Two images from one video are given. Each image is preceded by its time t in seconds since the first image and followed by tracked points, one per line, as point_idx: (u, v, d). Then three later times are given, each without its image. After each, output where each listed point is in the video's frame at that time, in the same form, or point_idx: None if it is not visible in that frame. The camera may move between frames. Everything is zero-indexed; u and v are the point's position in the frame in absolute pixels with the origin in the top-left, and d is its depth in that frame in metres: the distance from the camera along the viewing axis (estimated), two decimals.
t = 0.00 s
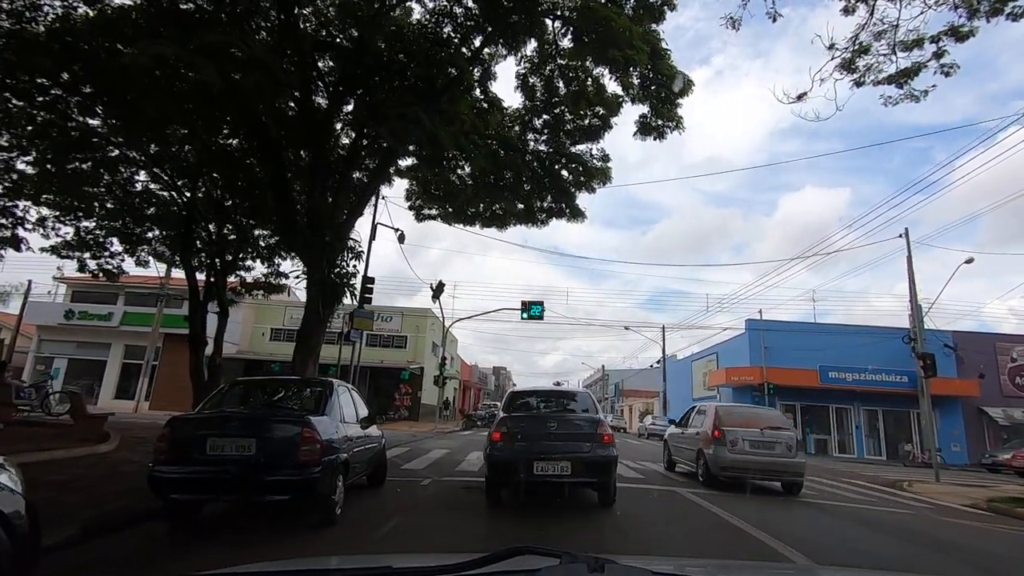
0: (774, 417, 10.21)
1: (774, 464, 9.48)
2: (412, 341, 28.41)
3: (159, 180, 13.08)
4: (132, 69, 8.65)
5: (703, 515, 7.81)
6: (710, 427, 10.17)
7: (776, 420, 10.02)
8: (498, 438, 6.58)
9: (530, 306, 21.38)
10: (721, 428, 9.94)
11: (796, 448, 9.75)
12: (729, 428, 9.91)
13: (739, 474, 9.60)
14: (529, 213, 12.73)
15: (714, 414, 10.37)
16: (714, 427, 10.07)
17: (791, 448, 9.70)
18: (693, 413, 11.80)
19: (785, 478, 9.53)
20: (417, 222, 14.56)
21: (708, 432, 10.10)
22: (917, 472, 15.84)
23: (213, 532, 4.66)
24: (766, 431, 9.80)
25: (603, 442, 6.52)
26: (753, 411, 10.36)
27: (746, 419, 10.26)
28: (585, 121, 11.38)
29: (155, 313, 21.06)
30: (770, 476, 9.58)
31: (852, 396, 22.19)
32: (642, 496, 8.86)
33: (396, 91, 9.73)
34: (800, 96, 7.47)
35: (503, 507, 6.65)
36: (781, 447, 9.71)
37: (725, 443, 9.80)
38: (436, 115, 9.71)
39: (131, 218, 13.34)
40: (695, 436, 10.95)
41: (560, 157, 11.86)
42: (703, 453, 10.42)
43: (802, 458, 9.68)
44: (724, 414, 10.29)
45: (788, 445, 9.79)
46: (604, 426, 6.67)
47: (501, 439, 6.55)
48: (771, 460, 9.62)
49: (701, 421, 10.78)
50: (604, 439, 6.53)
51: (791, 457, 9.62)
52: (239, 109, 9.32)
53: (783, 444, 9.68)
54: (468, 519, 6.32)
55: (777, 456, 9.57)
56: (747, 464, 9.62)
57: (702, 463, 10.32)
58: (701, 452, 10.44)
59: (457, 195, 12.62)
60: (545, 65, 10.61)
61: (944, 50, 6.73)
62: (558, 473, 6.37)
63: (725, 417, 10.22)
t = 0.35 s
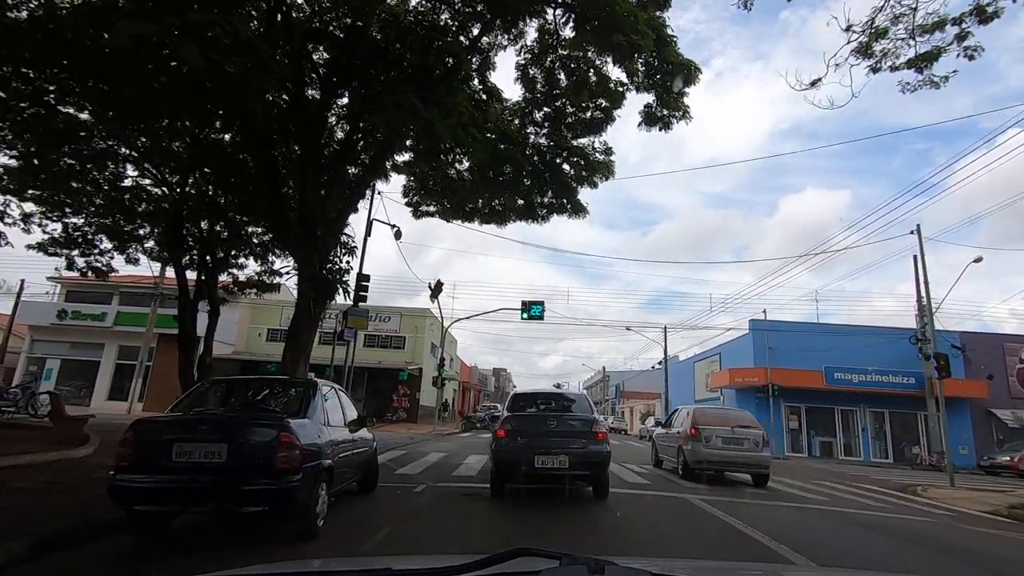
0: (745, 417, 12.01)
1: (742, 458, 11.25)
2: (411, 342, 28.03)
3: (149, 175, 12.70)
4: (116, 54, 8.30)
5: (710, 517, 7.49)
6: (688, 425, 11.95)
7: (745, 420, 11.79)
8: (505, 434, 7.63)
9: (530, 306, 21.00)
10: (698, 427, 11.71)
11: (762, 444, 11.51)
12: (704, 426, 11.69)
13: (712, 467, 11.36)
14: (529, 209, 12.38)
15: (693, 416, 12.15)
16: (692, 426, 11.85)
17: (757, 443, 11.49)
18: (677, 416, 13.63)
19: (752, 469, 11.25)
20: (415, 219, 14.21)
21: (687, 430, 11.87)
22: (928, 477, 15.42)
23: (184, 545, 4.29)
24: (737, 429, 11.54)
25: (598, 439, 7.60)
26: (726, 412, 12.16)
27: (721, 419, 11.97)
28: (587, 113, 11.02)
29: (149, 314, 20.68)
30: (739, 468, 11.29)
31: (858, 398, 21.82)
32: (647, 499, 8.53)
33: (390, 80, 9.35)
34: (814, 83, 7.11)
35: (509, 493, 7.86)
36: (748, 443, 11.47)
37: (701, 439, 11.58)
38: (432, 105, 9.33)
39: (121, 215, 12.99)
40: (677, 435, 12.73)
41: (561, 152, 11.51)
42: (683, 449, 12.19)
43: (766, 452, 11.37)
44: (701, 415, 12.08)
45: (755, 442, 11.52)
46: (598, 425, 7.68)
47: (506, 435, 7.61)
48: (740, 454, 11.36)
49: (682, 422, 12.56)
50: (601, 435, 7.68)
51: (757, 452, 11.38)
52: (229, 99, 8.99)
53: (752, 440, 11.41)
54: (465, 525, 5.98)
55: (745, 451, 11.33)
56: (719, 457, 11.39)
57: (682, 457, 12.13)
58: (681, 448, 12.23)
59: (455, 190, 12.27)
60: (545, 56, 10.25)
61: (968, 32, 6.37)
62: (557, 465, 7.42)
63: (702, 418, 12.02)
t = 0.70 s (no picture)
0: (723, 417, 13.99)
1: (719, 453, 13.20)
2: (408, 342, 27.55)
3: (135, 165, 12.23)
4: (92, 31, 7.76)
5: (723, 522, 7.03)
6: (673, 425, 13.79)
7: (722, 420, 13.75)
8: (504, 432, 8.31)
9: (530, 304, 20.47)
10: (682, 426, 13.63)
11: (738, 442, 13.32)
12: (687, 426, 13.58)
13: (695, 462, 13.24)
14: (528, 201, 11.91)
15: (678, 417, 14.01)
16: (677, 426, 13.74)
17: (735, 441, 13.37)
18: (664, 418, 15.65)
19: (729, 464, 13.16)
20: (411, 214, 13.75)
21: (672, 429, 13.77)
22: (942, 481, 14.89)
23: (135, 565, 3.83)
24: (715, 428, 13.44)
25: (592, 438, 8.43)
26: (708, 415, 13.99)
27: (703, 419, 13.81)
28: (589, 100, 10.52)
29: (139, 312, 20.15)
30: (718, 461, 13.23)
31: (866, 398, 21.33)
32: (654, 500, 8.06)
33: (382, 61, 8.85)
34: (834, 59, 6.61)
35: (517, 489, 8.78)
36: (726, 440, 13.40)
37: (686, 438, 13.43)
38: (425, 89, 8.80)
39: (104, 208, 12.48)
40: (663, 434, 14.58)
41: (563, 141, 11.02)
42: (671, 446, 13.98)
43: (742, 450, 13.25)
44: (687, 417, 13.91)
45: (733, 440, 13.39)
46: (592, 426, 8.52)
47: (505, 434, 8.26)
48: (718, 449, 13.31)
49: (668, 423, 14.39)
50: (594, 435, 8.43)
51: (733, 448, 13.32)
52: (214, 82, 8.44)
53: (727, 437, 13.39)
54: (460, 533, 5.51)
55: (723, 446, 13.27)
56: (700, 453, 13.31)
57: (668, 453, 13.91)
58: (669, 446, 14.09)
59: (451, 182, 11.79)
60: (545, 39, 9.75)
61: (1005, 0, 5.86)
62: (554, 461, 8.22)
63: (687, 419, 13.86)
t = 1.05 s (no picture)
0: (708, 418, 14.47)
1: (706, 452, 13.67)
2: (405, 340, 26.97)
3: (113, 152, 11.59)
4: (62, 1, 7.01)
5: (751, 526, 6.37)
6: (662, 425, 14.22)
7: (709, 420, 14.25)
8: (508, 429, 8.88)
9: (531, 301, 19.84)
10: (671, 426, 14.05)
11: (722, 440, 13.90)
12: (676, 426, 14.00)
13: (685, 460, 13.67)
14: (529, 189, 11.29)
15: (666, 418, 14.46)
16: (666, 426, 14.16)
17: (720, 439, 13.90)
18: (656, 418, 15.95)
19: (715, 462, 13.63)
20: (405, 204, 13.13)
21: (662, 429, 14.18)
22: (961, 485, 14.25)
23: None
24: (702, 428, 13.92)
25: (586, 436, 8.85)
26: (695, 416, 14.47)
27: (690, 419, 14.29)
28: (593, 81, 9.91)
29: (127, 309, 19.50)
30: (705, 460, 13.66)
31: (876, 398, 20.72)
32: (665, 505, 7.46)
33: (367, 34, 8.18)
34: (868, 23, 5.98)
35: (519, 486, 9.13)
36: (712, 439, 13.89)
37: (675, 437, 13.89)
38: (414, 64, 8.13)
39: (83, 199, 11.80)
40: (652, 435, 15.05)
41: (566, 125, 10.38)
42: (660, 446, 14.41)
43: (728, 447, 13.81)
44: (675, 418, 14.38)
45: (718, 437, 13.96)
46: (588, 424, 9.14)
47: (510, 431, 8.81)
48: (705, 447, 13.76)
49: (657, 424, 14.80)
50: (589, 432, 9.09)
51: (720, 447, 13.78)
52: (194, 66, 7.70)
53: (714, 436, 13.87)
54: (455, 546, 4.95)
55: (709, 445, 13.75)
56: (691, 451, 13.71)
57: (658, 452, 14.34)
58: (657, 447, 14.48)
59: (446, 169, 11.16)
60: (548, 13, 9.09)
61: None
62: (553, 456, 8.72)
63: (675, 419, 14.32)
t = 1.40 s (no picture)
0: (699, 418, 14.23)
1: (696, 452, 13.42)
2: (402, 339, 26.24)
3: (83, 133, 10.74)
4: None
5: (786, 539, 5.61)
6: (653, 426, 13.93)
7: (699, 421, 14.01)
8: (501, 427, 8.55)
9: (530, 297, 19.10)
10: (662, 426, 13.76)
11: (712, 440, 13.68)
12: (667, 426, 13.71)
13: (676, 460, 13.40)
14: (529, 174, 10.51)
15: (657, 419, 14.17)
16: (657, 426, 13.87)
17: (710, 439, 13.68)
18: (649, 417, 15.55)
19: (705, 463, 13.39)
20: (398, 191, 12.32)
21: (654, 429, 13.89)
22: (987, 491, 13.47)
23: None
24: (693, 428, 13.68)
25: (580, 433, 9.08)
26: (686, 416, 14.23)
27: (681, 419, 14.03)
28: (598, 56, 9.13)
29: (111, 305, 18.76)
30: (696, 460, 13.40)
31: (890, 398, 19.96)
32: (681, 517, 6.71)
33: None
34: None
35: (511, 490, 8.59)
36: (702, 439, 13.67)
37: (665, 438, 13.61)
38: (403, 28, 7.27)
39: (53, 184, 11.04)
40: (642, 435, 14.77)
41: (569, 103, 9.63)
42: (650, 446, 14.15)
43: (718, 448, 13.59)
44: (665, 418, 14.10)
45: (709, 437, 13.75)
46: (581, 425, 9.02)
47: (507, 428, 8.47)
48: (696, 448, 13.51)
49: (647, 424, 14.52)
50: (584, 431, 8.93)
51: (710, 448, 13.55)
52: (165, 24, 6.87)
53: (704, 436, 13.64)
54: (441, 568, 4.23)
55: (700, 446, 13.51)
56: (681, 452, 13.44)
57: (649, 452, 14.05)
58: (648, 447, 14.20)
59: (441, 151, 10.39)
60: None
61: None
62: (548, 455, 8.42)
63: (665, 420, 14.04)
